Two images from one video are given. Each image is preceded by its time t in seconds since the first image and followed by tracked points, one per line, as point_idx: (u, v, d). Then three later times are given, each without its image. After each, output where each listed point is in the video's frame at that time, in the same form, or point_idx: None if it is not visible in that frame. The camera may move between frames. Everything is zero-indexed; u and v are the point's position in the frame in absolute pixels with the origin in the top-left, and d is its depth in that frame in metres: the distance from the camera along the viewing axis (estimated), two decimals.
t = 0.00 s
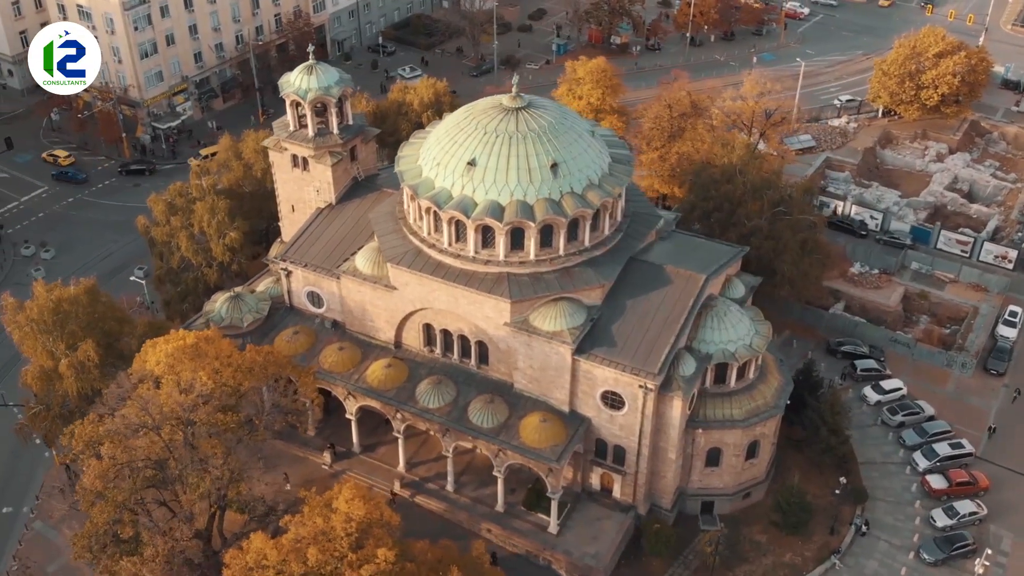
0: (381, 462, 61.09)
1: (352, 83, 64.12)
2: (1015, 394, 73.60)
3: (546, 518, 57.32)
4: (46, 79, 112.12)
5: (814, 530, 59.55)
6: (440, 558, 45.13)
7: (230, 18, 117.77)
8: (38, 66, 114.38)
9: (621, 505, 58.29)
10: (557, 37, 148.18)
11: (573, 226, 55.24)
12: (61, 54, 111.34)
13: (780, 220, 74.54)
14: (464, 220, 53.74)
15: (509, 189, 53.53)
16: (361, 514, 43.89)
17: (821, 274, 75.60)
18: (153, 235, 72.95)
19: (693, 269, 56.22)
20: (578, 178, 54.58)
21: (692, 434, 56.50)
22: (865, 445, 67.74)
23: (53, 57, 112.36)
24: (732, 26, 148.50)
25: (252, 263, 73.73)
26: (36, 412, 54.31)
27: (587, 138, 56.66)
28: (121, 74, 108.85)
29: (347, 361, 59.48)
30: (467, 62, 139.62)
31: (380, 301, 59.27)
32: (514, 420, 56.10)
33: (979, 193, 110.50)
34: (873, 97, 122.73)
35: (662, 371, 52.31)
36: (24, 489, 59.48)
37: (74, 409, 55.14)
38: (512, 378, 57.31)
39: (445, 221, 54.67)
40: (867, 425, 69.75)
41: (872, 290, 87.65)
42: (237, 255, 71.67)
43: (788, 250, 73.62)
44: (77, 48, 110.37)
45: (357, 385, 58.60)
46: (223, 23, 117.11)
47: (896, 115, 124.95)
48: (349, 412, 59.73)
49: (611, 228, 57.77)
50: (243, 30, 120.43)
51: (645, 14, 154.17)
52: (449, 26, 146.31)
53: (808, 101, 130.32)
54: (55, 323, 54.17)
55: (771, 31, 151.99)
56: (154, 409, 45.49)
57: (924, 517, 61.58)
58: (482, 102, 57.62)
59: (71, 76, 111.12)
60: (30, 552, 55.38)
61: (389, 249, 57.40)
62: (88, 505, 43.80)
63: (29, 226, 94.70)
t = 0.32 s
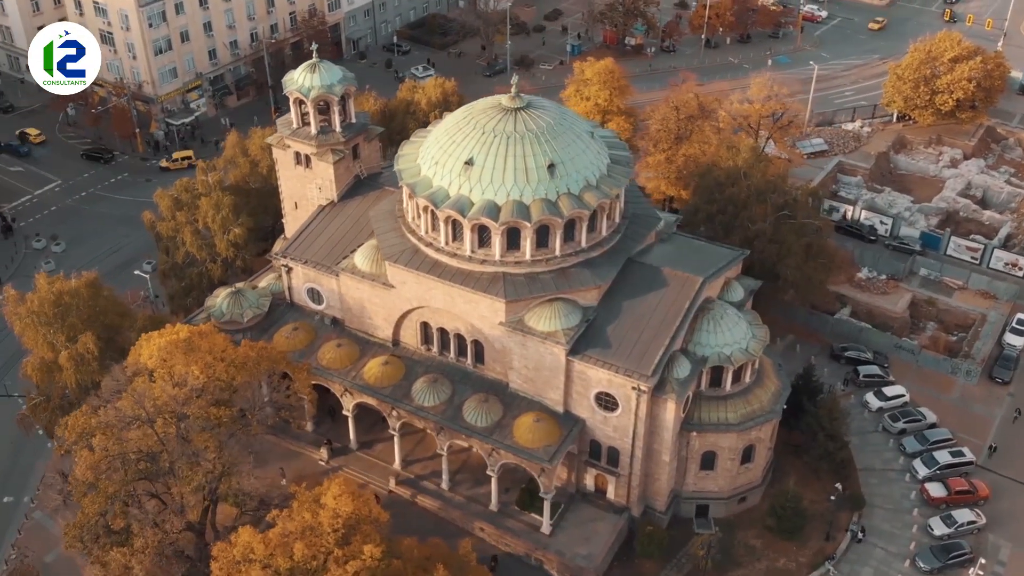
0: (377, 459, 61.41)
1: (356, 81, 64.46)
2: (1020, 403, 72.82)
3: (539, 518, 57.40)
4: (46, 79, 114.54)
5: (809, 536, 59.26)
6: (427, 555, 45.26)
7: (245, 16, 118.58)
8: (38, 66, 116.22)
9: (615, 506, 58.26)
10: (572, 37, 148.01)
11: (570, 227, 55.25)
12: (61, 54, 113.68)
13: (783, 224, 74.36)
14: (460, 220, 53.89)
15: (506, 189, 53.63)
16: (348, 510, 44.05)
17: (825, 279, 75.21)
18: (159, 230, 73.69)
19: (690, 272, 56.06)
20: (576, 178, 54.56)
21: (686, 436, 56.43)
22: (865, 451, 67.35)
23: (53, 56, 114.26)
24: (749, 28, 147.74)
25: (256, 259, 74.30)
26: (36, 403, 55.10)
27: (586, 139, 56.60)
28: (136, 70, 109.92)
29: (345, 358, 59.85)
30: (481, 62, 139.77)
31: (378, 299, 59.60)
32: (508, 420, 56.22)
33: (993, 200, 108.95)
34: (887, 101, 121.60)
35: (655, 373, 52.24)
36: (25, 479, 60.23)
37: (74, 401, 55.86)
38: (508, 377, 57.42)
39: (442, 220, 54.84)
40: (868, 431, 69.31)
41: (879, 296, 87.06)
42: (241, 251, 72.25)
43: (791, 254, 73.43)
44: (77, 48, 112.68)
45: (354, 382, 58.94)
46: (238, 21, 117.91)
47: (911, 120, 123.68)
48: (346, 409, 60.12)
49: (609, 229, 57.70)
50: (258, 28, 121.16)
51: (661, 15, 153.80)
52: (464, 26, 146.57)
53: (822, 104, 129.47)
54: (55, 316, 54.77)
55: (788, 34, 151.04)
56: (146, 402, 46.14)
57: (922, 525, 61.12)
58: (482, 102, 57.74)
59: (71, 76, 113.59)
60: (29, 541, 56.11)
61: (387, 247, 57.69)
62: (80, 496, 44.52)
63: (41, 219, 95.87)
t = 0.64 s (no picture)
0: (374, 456, 61.76)
1: (361, 80, 64.86)
2: None
3: (533, 518, 57.51)
4: (46, 79, 116.53)
5: (805, 542, 58.97)
6: (415, 552, 45.49)
7: (262, 14, 119.40)
8: (38, 66, 116.73)
9: (610, 508, 58.22)
10: (590, 38, 147.98)
11: (568, 228, 55.29)
12: (60, 54, 115.02)
13: (789, 228, 74.11)
14: (458, 219, 54.07)
15: (504, 189, 53.76)
16: (336, 505, 44.29)
17: (832, 285, 74.53)
18: (167, 225, 74.50)
19: (688, 275, 55.93)
20: (574, 180, 54.60)
21: (682, 440, 56.30)
22: (866, 458, 66.91)
23: (54, 57, 115.84)
24: (767, 31, 146.99)
25: (262, 255, 74.95)
26: (38, 393, 55.83)
27: (586, 141, 56.61)
28: (153, 66, 111.18)
29: (344, 354, 60.23)
30: (497, 62, 139.93)
31: (377, 296, 59.94)
32: (503, 419, 56.35)
33: (1009, 208, 106.27)
34: (904, 106, 120.16)
35: (650, 376, 52.18)
36: (28, 466, 60.99)
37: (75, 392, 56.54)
38: (504, 377, 57.56)
39: (441, 218, 55.05)
40: (870, 438, 68.84)
41: (887, 303, 86.38)
42: (247, 246, 72.92)
43: (796, 259, 72.97)
44: (77, 49, 114.48)
45: (352, 379, 59.30)
46: (255, 18, 118.73)
47: (928, 126, 122.18)
48: (344, 405, 60.49)
49: (609, 231, 57.72)
50: (275, 26, 121.96)
51: (678, 17, 153.34)
52: (481, 26, 146.78)
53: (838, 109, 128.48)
54: (58, 308, 55.59)
55: (807, 37, 150.01)
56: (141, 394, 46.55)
57: (920, 535, 60.64)
58: (483, 102, 57.89)
59: (70, 76, 115.42)
60: (29, 529, 56.85)
61: (386, 245, 58.01)
62: (72, 486, 44.83)
63: (56, 212, 97.11)
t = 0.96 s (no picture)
0: (373, 453, 62.13)
1: (366, 78, 65.25)
2: None
3: (527, 518, 57.63)
4: (46, 79, 115.82)
5: (801, 548, 58.70)
6: (404, 549, 45.72)
7: (279, 12, 120.10)
8: (37, 66, 116.38)
9: (605, 510, 58.20)
10: (607, 39, 147.81)
11: (566, 229, 55.35)
12: (61, 54, 114.20)
13: (794, 232, 73.77)
14: (456, 218, 54.29)
15: (502, 189, 53.90)
16: (325, 501, 44.60)
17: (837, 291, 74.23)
18: (175, 219, 75.34)
19: (686, 278, 55.84)
20: (573, 180, 54.65)
21: (677, 443, 56.20)
22: (867, 465, 66.48)
23: (54, 56, 115.16)
24: (786, 34, 146.14)
25: (268, 250, 75.53)
26: (41, 383, 56.62)
27: (587, 142, 56.61)
28: (170, 62, 112.33)
29: (344, 351, 60.63)
30: (513, 62, 140.06)
31: (377, 294, 60.26)
32: (499, 418, 56.50)
33: None
34: (921, 112, 118.52)
35: (644, 378, 52.10)
36: (31, 454, 61.84)
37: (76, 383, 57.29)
38: (501, 376, 57.68)
39: (440, 217, 55.31)
40: (872, 446, 68.36)
41: (895, 310, 85.66)
42: (252, 242, 73.59)
43: (801, 264, 72.58)
44: (78, 49, 114.10)
45: (351, 375, 59.69)
46: (272, 16, 119.44)
47: (945, 132, 120.51)
48: (343, 401, 60.88)
49: (609, 233, 57.70)
50: (292, 24, 122.67)
51: (696, 20, 152.84)
52: (498, 26, 146.89)
53: (854, 114, 127.25)
54: (62, 299, 56.39)
55: (827, 41, 148.77)
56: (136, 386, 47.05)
57: (918, 543, 60.18)
58: (485, 101, 58.02)
59: (71, 76, 115.81)
60: (30, 517, 57.66)
61: (386, 243, 58.35)
62: (66, 476, 45.34)
63: (71, 205, 98.35)
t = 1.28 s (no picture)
0: (371, 449, 62.47)
1: (372, 76, 65.57)
2: None
3: (522, 517, 57.73)
4: (47, 78, 113.59)
5: (797, 554, 58.38)
6: (392, 545, 45.86)
7: (296, 9, 120.67)
8: (38, 65, 114.03)
9: (599, 510, 58.19)
10: (625, 40, 147.44)
11: (565, 229, 55.38)
12: (61, 54, 111.53)
13: (800, 237, 73.38)
14: (455, 216, 54.50)
15: (501, 188, 54.02)
16: (315, 494, 44.84)
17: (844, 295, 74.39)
18: (184, 213, 76.13)
19: (685, 280, 55.65)
20: (572, 181, 54.65)
21: (673, 445, 56.05)
22: (867, 473, 66.02)
23: (53, 57, 112.38)
24: (806, 37, 144.97)
25: (275, 245, 76.13)
26: (45, 372, 57.43)
27: (588, 142, 56.60)
28: (188, 57, 113.49)
29: (343, 347, 61.01)
30: (530, 62, 139.93)
31: (378, 291, 60.59)
32: (495, 417, 56.63)
33: None
34: (938, 117, 116.86)
35: (639, 379, 52.01)
36: (36, 443, 62.63)
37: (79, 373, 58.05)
38: (497, 375, 57.83)
39: (439, 215, 55.52)
40: (874, 453, 67.84)
41: (904, 316, 84.84)
42: (259, 237, 74.22)
43: (806, 268, 72.38)
44: (78, 49, 112.07)
45: (350, 371, 60.05)
46: (290, 13, 120.03)
47: (964, 138, 118.58)
48: (342, 396, 61.25)
49: (608, 233, 57.65)
50: (309, 21, 123.14)
51: (715, 22, 152.07)
52: (516, 26, 146.87)
53: (871, 118, 125.93)
54: (65, 290, 57.15)
55: (848, 44, 147.36)
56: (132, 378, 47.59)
57: (916, 552, 59.67)
58: (487, 101, 58.16)
59: (71, 75, 114.12)
60: (33, 505, 58.45)
61: (386, 240, 58.67)
62: (61, 464, 45.98)
63: (86, 197, 99.51)
